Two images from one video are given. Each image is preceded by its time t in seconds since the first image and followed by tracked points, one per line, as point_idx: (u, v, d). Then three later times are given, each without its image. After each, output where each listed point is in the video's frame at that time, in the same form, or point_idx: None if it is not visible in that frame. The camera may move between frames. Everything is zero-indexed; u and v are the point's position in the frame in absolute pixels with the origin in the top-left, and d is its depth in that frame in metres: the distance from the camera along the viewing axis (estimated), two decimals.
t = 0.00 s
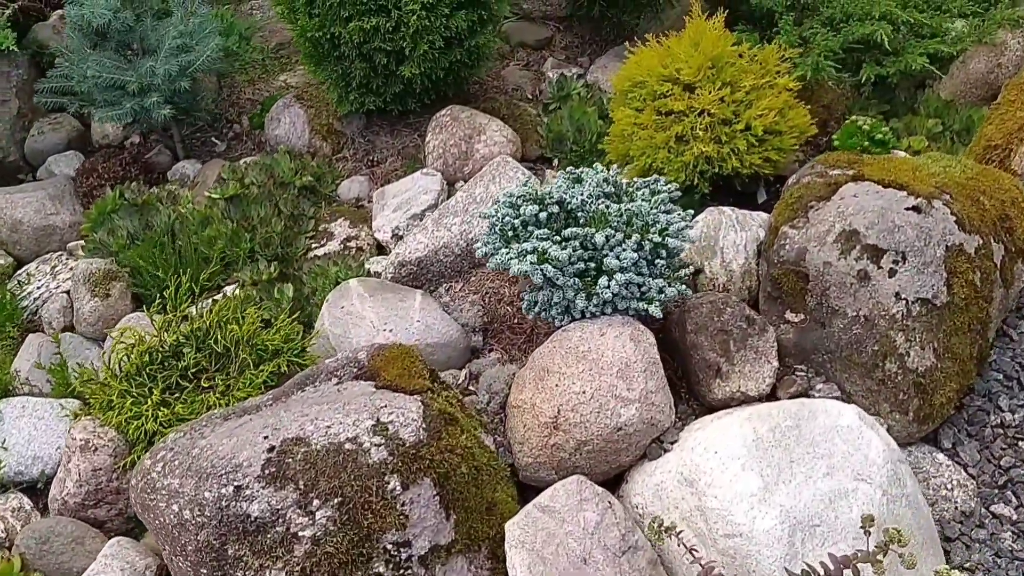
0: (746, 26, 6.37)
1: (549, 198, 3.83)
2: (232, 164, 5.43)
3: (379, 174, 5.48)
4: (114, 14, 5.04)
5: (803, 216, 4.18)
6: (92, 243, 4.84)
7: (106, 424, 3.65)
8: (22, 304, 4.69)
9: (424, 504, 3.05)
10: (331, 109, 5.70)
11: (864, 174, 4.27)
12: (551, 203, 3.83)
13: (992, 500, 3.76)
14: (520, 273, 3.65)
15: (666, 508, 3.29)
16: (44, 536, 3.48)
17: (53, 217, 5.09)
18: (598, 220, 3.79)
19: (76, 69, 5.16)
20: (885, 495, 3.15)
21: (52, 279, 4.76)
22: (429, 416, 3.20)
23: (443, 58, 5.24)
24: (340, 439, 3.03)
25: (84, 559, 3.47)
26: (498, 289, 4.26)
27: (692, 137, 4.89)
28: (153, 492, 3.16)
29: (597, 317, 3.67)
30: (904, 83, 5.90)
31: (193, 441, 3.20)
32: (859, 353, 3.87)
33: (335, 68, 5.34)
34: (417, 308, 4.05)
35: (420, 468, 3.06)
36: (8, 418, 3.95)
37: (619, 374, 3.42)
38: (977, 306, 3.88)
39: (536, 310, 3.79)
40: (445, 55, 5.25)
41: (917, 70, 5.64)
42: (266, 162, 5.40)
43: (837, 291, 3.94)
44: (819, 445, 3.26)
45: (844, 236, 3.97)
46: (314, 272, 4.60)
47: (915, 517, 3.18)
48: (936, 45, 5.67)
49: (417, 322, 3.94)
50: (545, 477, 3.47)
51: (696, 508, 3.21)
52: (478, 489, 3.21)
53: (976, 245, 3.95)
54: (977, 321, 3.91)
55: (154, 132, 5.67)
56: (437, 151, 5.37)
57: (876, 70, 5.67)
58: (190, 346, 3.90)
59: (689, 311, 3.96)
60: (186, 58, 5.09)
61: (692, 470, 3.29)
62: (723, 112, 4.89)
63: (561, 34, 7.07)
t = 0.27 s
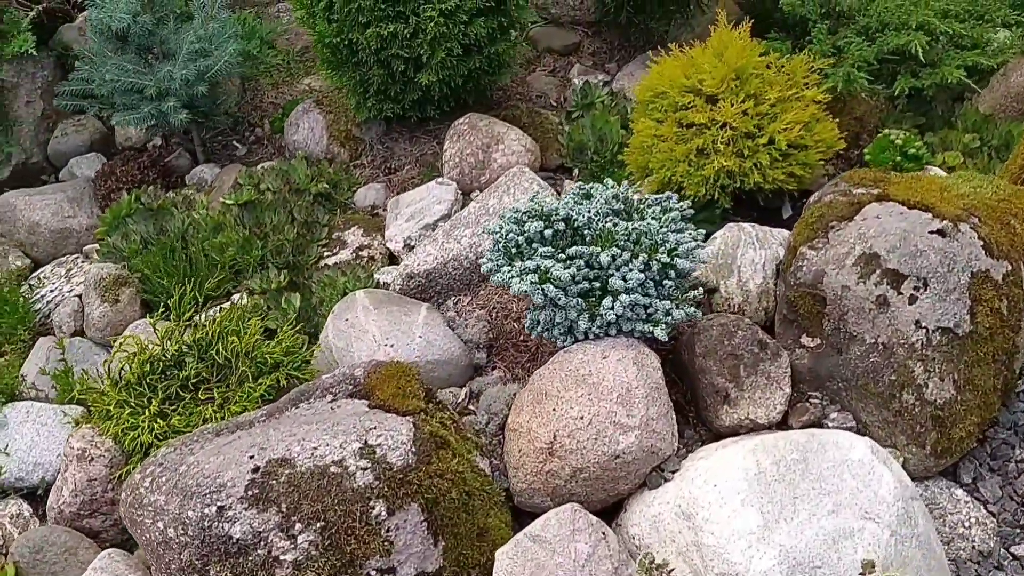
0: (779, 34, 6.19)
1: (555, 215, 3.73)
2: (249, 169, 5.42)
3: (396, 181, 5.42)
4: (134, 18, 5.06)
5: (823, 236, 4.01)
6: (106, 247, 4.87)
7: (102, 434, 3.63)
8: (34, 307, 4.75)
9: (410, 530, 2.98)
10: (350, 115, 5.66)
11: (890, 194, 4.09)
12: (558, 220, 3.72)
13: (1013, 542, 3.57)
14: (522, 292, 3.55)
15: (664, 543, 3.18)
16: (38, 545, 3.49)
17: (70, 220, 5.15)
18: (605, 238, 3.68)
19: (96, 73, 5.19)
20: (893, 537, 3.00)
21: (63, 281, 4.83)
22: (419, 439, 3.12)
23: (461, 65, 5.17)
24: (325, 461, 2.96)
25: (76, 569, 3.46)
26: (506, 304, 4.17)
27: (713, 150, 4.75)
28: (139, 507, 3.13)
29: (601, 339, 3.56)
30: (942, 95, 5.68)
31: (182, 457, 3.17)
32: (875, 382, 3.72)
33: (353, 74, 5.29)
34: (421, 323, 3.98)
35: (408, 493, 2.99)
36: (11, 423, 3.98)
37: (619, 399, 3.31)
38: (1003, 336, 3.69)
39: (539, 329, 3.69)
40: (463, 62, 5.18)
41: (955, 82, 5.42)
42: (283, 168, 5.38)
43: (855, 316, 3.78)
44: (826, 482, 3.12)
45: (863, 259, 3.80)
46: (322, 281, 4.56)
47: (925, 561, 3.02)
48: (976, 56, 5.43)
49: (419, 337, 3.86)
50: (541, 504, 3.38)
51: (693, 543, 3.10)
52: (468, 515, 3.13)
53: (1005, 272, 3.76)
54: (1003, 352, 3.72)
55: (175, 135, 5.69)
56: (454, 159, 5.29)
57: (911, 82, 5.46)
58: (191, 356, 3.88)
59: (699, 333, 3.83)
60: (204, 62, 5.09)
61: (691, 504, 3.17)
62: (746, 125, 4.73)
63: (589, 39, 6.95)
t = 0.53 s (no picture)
0: (816, 43, 6.03)
1: (565, 226, 3.65)
2: (271, 167, 5.43)
3: (417, 183, 5.39)
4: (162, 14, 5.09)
5: (845, 256, 3.88)
6: (125, 242, 4.91)
7: (105, 431, 3.64)
8: (52, 299, 4.80)
9: (397, 545, 2.93)
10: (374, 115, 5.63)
11: (917, 214, 3.95)
12: (567, 232, 3.64)
13: None
14: (527, 303, 3.48)
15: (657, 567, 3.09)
16: (37, 539, 3.52)
17: (94, 213, 5.19)
18: (615, 252, 3.59)
19: (124, 68, 5.23)
20: None
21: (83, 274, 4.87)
22: (413, 452, 3.07)
23: (485, 68, 5.11)
24: (314, 471, 2.92)
25: (73, 565, 3.48)
26: (515, 313, 4.10)
27: (737, 162, 4.62)
28: (131, 508, 3.13)
29: (606, 355, 3.48)
30: (984, 110, 5.50)
31: (175, 459, 3.16)
32: (891, 410, 3.58)
33: (377, 75, 5.25)
34: (426, 330, 3.92)
35: (396, 507, 2.94)
36: (19, 415, 4.03)
37: (620, 418, 3.22)
38: None
39: (543, 342, 3.61)
40: (487, 66, 5.12)
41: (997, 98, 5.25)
42: (304, 167, 5.37)
43: (873, 340, 3.64)
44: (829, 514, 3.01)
45: (885, 282, 3.66)
46: (335, 283, 4.54)
47: None
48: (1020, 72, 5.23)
49: (423, 345, 3.80)
50: (536, 521, 3.30)
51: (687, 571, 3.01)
52: (460, 531, 3.07)
53: None
54: None
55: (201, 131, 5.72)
56: (475, 163, 5.23)
57: (951, 97, 5.28)
58: (197, 356, 3.88)
59: (710, 351, 3.73)
60: (228, 60, 5.10)
61: (688, 530, 3.08)
62: (773, 138, 4.61)
63: (623, 43, 6.85)
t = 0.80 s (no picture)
0: (849, 54, 5.82)
1: (555, 230, 3.54)
2: (280, 149, 5.38)
3: (425, 175, 5.30)
4: None
5: (848, 277, 3.74)
6: (127, 216, 4.90)
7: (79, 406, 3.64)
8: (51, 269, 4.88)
9: (349, 548, 2.85)
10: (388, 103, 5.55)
11: (928, 239, 3.78)
12: (556, 236, 3.54)
13: None
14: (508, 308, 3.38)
15: None
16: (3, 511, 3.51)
17: (100, 185, 5.24)
18: (603, 261, 3.48)
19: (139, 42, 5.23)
20: None
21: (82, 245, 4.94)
22: (374, 453, 2.99)
23: (498, 62, 5.01)
24: (268, 467, 2.86)
25: (37, 540, 3.47)
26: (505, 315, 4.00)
27: (749, 173, 4.48)
28: (89, 489, 3.10)
29: (586, 365, 3.37)
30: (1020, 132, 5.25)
31: (137, 443, 3.12)
32: (882, 443, 3.42)
33: (390, 62, 5.17)
34: (410, 327, 3.83)
35: (350, 509, 2.86)
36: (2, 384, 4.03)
37: (592, 433, 3.12)
38: None
39: (524, 347, 3.51)
40: (500, 59, 5.02)
41: None
42: (312, 151, 5.31)
43: (870, 369, 3.48)
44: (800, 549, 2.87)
45: (886, 308, 3.51)
46: (329, 271, 4.47)
47: None
48: None
49: (404, 342, 3.71)
50: (501, 533, 3.21)
51: None
52: (417, 538, 2.98)
53: None
54: None
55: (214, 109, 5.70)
56: (483, 157, 5.13)
57: (982, 118, 5.08)
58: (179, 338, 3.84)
59: (697, 368, 3.60)
60: (241, 40, 5.07)
61: (652, 555, 2.97)
62: (787, 150, 4.45)
63: (652, 43, 6.68)
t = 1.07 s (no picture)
0: (852, 56, 5.73)
1: (541, 231, 3.48)
2: (273, 142, 5.32)
3: (418, 171, 5.24)
4: None
5: (840, 286, 3.68)
6: (115, 207, 4.83)
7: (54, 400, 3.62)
8: (36, 260, 4.85)
9: (320, 554, 2.79)
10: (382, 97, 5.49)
11: (923, 249, 3.72)
12: (542, 238, 3.48)
13: None
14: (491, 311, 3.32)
15: None
16: None
17: (90, 174, 5.19)
18: (589, 264, 3.42)
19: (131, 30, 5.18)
20: None
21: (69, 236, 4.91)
22: (348, 457, 2.94)
23: (493, 58, 4.95)
24: (239, 469, 2.82)
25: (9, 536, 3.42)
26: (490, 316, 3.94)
27: (744, 177, 4.41)
28: (59, 487, 3.05)
29: (569, 370, 3.32)
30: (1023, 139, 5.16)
31: (109, 440, 3.08)
32: (869, 457, 3.35)
33: (385, 56, 5.10)
34: (393, 327, 3.77)
35: (321, 514, 2.81)
36: None
37: (571, 440, 3.06)
38: None
39: (507, 351, 3.45)
40: (495, 54, 4.96)
41: None
42: (304, 144, 5.25)
43: (858, 380, 3.42)
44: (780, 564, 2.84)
45: (877, 320, 3.44)
46: (316, 268, 4.42)
47: None
48: None
49: (386, 342, 3.65)
50: (477, 541, 3.15)
51: None
52: (391, 545, 2.93)
53: None
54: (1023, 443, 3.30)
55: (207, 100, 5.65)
56: (476, 155, 5.06)
57: (984, 125, 5.01)
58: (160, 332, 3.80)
59: (683, 376, 3.55)
60: (233, 30, 5.04)
61: (628, 567, 2.93)
62: (783, 153, 4.38)
63: (653, 40, 6.60)
